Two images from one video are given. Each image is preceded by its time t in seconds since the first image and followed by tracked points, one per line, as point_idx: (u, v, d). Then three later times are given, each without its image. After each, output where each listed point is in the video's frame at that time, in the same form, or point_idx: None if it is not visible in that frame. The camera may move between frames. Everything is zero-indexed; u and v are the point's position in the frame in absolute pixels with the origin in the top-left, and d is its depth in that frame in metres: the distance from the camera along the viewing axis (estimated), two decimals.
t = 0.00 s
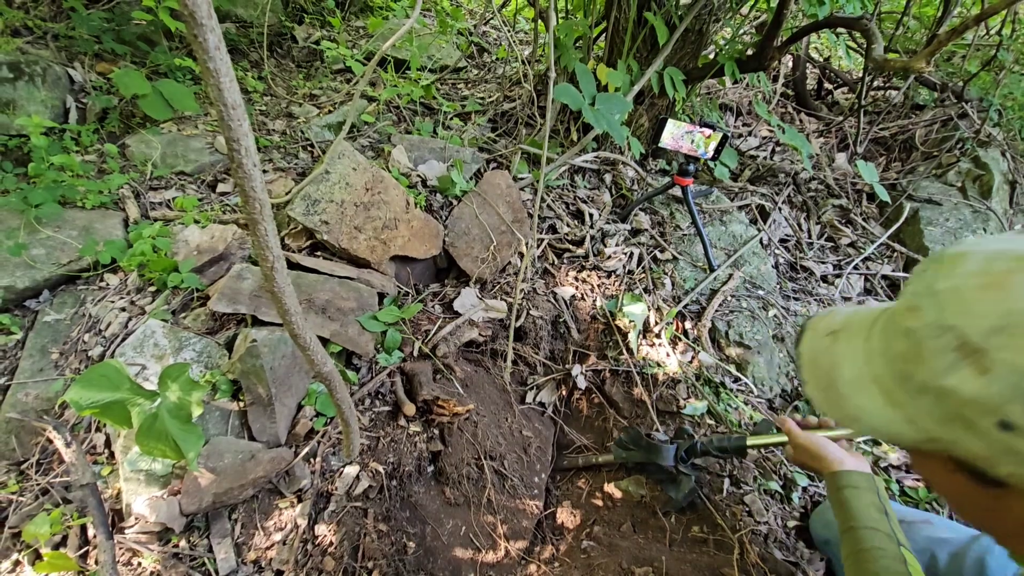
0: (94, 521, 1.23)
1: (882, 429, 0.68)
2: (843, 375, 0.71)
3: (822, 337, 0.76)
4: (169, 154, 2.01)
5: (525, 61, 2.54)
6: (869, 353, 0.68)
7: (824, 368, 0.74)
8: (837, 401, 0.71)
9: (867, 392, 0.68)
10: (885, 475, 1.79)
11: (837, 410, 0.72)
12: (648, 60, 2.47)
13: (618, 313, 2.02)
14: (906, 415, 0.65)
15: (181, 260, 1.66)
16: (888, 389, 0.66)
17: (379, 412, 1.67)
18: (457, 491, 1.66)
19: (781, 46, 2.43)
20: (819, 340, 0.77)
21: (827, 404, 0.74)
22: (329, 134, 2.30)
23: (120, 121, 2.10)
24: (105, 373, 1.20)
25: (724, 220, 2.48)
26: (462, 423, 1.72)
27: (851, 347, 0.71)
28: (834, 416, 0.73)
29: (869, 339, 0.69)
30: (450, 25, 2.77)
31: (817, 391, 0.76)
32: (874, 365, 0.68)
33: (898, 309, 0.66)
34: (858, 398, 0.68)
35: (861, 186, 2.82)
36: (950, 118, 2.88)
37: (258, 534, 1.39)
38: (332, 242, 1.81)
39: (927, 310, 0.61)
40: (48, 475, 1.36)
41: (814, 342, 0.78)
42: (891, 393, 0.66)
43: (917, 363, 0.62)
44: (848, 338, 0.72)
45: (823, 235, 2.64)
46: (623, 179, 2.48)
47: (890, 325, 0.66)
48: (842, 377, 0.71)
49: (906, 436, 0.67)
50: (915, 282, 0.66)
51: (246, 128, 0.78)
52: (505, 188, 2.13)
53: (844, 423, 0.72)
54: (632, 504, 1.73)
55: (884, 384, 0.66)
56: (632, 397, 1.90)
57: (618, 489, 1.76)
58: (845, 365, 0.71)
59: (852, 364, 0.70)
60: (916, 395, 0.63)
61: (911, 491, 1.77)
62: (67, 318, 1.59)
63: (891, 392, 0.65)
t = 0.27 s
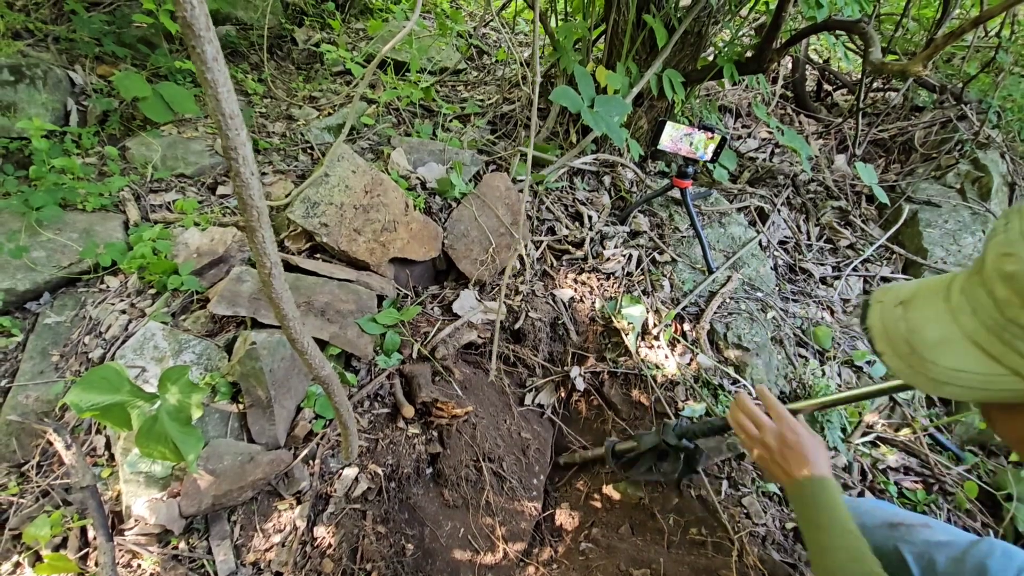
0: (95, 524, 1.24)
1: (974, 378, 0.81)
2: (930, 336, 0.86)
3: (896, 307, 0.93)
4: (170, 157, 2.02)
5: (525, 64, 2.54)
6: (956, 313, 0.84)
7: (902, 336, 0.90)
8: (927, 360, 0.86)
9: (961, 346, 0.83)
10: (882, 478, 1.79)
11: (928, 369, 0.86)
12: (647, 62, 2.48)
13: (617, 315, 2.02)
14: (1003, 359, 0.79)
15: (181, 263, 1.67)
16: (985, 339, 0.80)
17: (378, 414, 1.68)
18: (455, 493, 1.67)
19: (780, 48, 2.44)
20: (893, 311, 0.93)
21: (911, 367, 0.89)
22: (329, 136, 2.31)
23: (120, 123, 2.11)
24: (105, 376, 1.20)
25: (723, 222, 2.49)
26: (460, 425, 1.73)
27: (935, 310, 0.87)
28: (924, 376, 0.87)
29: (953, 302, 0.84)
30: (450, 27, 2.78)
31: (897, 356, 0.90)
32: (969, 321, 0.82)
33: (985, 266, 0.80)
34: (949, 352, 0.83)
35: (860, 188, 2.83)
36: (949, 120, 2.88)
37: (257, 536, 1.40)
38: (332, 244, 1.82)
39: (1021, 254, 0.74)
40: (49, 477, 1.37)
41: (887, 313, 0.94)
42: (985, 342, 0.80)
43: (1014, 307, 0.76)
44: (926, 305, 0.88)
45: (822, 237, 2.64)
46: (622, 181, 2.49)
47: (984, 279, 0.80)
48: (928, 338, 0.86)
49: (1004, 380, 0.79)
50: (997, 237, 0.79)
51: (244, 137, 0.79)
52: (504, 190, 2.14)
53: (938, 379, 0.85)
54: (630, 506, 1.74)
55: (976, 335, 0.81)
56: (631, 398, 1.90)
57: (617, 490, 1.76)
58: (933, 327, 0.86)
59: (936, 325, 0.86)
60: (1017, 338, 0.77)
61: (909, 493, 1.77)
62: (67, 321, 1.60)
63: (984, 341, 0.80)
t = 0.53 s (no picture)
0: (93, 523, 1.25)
1: (931, 407, 0.75)
2: (883, 364, 0.80)
3: (854, 334, 0.86)
4: (169, 158, 2.02)
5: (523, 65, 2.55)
6: (907, 340, 0.78)
7: (863, 364, 0.84)
8: (879, 389, 0.80)
9: (917, 374, 0.76)
10: (879, 478, 1.80)
11: (887, 399, 0.80)
12: (645, 64, 2.48)
13: (615, 315, 2.03)
14: (952, 387, 0.73)
15: (179, 263, 1.68)
16: (936, 369, 0.74)
17: (376, 415, 1.68)
18: (452, 494, 1.68)
19: (778, 49, 2.44)
20: (851, 338, 0.87)
21: (873, 396, 0.83)
22: (328, 137, 2.32)
23: (120, 125, 2.11)
24: (104, 376, 1.21)
25: (721, 223, 2.49)
26: (458, 425, 1.74)
27: (888, 336, 0.80)
28: (880, 404, 0.82)
29: (901, 328, 0.79)
30: (449, 29, 2.79)
31: (857, 384, 0.85)
32: (920, 349, 0.76)
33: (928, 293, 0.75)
34: (901, 382, 0.77)
35: (859, 189, 2.83)
36: (947, 121, 2.90)
37: (254, 536, 1.40)
38: (330, 245, 1.82)
39: (954, 288, 0.70)
40: (47, 477, 1.37)
41: (847, 342, 0.88)
42: (935, 371, 0.74)
43: (956, 338, 0.70)
44: (882, 330, 0.82)
45: (820, 238, 2.65)
46: (621, 182, 2.50)
47: (924, 307, 0.75)
48: (880, 365, 0.81)
49: (958, 411, 0.73)
50: (936, 265, 0.75)
51: (237, 142, 0.80)
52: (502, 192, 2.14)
53: (897, 407, 0.79)
54: (627, 506, 1.74)
55: (929, 364, 0.75)
56: (628, 399, 1.91)
57: (614, 491, 1.77)
58: (890, 354, 0.79)
59: (888, 351, 0.80)
60: (963, 370, 0.71)
61: (906, 494, 1.78)
62: (66, 321, 1.61)
63: (933, 370, 0.74)
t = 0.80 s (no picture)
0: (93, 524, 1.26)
1: (802, 421, 0.89)
2: (768, 378, 0.95)
3: (756, 349, 1.02)
4: (170, 158, 2.03)
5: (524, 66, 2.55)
6: (790, 359, 0.92)
7: (757, 377, 0.98)
8: (767, 401, 0.95)
9: (793, 390, 0.91)
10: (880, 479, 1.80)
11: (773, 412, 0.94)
12: (646, 64, 2.49)
13: (615, 316, 2.04)
14: (813, 400, 0.87)
15: (180, 264, 1.68)
16: (805, 388, 0.88)
17: (377, 415, 1.68)
18: (453, 494, 1.68)
19: (779, 50, 2.44)
20: (755, 353, 1.03)
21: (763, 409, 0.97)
22: (329, 138, 2.32)
23: (121, 125, 2.12)
24: (104, 377, 1.21)
25: (722, 224, 2.49)
26: (459, 425, 1.74)
27: (778, 355, 0.96)
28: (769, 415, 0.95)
29: (788, 348, 0.93)
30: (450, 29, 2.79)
31: (752, 396, 0.99)
32: (795, 369, 0.91)
33: (803, 319, 0.89)
34: (783, 395, 0.92)
35: (860, 190, 2.83)
36: (948, 122, 2.89)
37: (255, 536, 1.40)
38: (331, 246, 1.82)
39: (817, 319, 0.85)
40: (48, 477, 1.37)
41: (749, 356, 1.05)
42: (804, 388, 0.89)
43: (818, 363, 0.84)
44: (775, 348, 0.97)
45: (821, 239, 2.65)
46: (621, 183, 2.50)
47: (800, 332, 0.89)
48: (769, 379, 0.95)
49: (821, 424, 0.87)
50: (811, 297, 0.90)
51: (240, 142, 0.80)
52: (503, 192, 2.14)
53: (778, 419, 0.93)
54: (628, 507, 1.73)
55: (799, 382, 0.89)
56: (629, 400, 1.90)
57: (615, 492, 1.76)
58: (775, 370, 0.95)
59: (778, 366, 0.95)
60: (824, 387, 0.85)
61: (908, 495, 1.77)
62: (68, 321, 1.61)
63: (804, 386, 0.88)
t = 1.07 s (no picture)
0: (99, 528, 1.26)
1: (887, 461, 0.80)
2: (844, 410, 0.85)
3: (820, 371, 0.92)
4: (174, 160, 2.02)
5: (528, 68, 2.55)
6: (871, 394, 0.81)
7: (827, 407, 0.89)
8: (844, 434, 0.85)
9: (876, 428, 0.81)
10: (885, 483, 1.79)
11: (848, 446, 0.86)
12: (649, 67, 2.48)
13: (619, 319, 2.02)
14: (904, 442, 0.77)
15: (186, 266, 1.67)
16: (893, 429, 0.78)
17: (382, 418, 1.68)
18: (458, 497, 1.68)
19: (783, 53, 2.44)
20: (818, 374, 0.92)
21: (835, 441, 0.88)
22: (333, 140, 2.32)
23: (125, 127, 2.11)
24: (111, 380, 1.20)
25: (726, 227, 2.49)
26: (464, 428, 1.74)
27: (853, 384, 0.84)
28: (843, 446, 0.87)
29: (867, 378, 0.82)
30: (454, 31, 2.79)
31: (822, 426, 0.90)
32: (881, 405, 0.79)
33: (889, 346, 0.78)
34: (864, 432, 0.82)
35: (863, 193, 2.82)
36: (950, 125, 2.89)
37: (261, 540, 1.40)
38: (336, 248, 1.82)
39: (920, 356, 0.72)
40: (54, 481, 1.37)
41: (813, 378, 0.93)
42: (896, 429, 0.78)
43: (915, 404, 0.74)
44: (848, 375, 0.86)
45: (824, 241, 2.65)
46: (625, 185, 2.49)
47: (885, 363, 0.78)
48: (844, 411, 0.85)
49: (914, 470, 0.78)
50: (903, 321, 0.77)
51: (255, 148, 0.80)
52: (507, 195, 2.14)
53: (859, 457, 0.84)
54: (633, 510, 1.73)
55: (886, 420, 0.79)
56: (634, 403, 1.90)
57: (620, 495, 1.76)
58: (851, 403, 0.84)
59: (853, 398, 0.84)
60: (917, 431, 0.75)
61: (912, 499, 1.77)
62: (73, 324, 1.60)
63: (892, 426, 0.78)
